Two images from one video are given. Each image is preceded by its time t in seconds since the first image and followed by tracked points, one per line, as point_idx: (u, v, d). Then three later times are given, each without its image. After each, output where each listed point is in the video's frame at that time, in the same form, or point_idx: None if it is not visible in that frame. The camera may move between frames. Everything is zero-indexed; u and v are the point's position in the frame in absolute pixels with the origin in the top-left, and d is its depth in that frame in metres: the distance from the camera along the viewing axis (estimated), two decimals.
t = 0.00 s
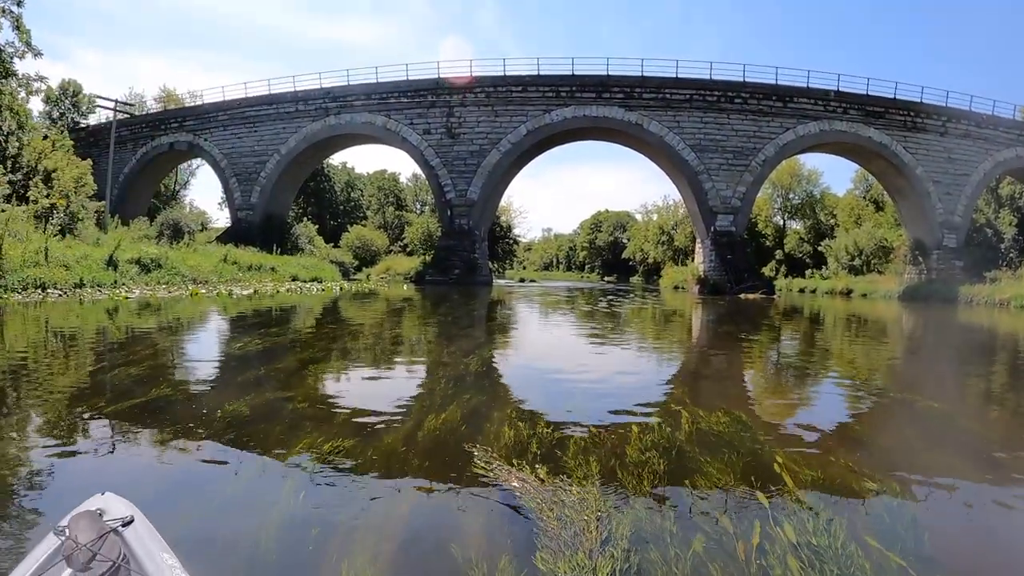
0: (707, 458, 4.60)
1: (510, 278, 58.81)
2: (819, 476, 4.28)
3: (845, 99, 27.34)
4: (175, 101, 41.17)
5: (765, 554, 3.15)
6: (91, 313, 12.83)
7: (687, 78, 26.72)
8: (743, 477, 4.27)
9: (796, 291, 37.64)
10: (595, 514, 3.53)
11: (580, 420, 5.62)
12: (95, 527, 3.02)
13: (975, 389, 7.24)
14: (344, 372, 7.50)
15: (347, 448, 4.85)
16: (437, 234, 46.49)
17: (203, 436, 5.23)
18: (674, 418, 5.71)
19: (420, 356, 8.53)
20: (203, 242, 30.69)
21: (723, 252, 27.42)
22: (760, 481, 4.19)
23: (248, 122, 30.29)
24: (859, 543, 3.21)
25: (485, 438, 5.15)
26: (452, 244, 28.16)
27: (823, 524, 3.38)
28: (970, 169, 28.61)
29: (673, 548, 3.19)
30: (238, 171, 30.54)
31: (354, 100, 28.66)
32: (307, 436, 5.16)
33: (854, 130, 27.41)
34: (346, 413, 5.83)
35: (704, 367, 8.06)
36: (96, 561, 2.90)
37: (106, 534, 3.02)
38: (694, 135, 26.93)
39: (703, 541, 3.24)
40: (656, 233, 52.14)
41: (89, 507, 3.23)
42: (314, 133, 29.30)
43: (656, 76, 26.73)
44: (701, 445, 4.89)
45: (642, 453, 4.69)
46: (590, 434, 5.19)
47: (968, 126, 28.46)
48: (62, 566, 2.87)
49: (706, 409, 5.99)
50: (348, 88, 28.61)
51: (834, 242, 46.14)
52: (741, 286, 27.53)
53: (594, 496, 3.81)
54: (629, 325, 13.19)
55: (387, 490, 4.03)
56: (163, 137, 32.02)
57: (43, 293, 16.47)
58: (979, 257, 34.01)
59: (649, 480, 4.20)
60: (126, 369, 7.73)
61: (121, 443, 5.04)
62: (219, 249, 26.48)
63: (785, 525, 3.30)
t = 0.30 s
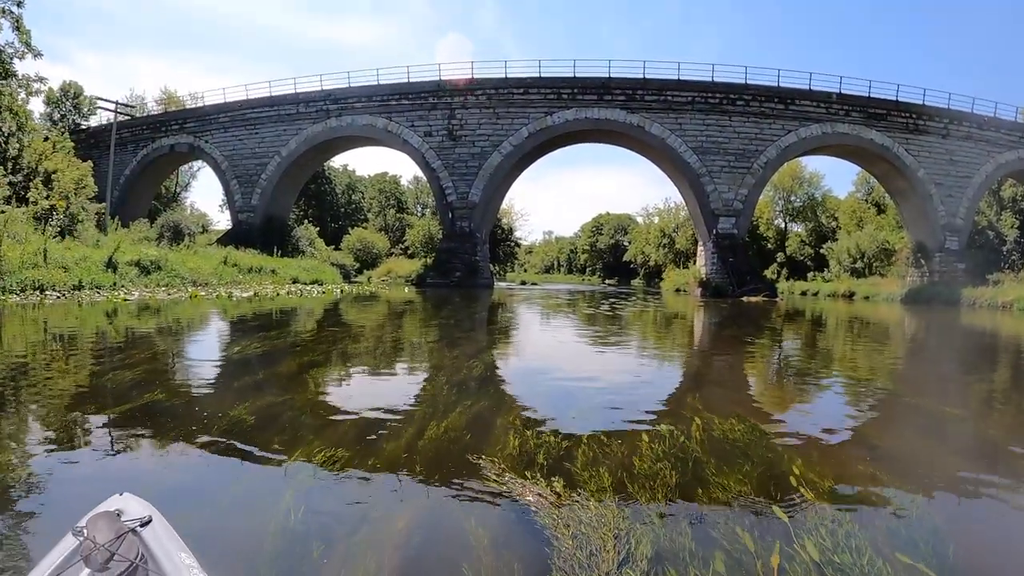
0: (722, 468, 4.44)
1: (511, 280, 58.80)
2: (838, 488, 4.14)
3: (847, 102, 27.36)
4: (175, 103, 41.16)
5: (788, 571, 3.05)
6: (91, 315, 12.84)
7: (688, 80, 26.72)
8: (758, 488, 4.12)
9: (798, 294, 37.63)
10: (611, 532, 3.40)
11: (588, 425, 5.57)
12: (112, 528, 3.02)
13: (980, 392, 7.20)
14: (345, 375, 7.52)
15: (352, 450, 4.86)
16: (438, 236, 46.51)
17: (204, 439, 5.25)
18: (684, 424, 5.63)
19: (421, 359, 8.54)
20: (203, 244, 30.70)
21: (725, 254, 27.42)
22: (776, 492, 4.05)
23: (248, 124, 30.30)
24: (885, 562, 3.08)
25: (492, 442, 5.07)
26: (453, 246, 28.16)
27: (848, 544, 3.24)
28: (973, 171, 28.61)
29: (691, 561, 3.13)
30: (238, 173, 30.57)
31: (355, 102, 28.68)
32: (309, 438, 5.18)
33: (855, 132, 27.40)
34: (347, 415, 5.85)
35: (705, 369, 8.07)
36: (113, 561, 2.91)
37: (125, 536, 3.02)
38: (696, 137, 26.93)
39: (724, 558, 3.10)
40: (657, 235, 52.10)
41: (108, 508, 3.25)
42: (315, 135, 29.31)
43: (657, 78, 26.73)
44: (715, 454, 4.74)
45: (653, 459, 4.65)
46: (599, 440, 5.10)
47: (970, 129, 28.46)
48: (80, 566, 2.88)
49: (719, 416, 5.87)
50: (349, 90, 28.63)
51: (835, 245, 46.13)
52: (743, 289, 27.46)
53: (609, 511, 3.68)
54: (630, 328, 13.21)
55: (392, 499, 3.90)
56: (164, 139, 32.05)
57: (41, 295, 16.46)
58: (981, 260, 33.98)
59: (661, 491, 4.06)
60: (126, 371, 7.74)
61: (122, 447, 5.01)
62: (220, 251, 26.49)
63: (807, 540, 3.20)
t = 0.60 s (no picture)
0: (736, 475, 4.36)
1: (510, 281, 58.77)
2: (854, 493, 4.06)
3: (846, 101, 27.38)
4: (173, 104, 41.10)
5: None
6: (87, 316, 12.81)
7: (688, 79, 26.73)
8: (776, 496, 3.99)
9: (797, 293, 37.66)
10: (628, 551, 3.18)
11: (592, 423, 5.56)
12: (121, 528, 3.02)
13: (982, 390, 7.20)
14: (344, 376, 7.52)
15: (354, 451, 4.84)
16: (437, 237, 46.49)
17: (203, 440, 5.24)
18: (688, 425, 5.60)
19: (421, 359, 8.54)
20: (201, 245, 30.69)
21: (725, 254, 27.44)
22: (797, 501, 3.88)
23: (246, 125, 30.28)
24: None
25: (497, 444, 5.03)
26: (452, 247, 28.14)
27: (875, 560, 3.09)
28: (972, 170, 28.63)
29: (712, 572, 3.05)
30: (236, 173, 30.55)
31: (353, 102, 28.68)
32: (309, 439, 5.17)
33: (855, 131, 27.42)
34: (347, 417, 5.84)
35: (706, 369, 8.06)
36: (121, 562, 2.89)
37: (133, 536, 3.02)
38: (695, 137, 26.93)
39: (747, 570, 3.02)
40: (656, 236, 52.07)
41: (116, 508, 3.25)
42: (313, 135, 29.29)
43: (657, 78, 26.75)
44: (728, 460, 4.65)
45: (665, 462, 4.59)
46: (607, 443, 5.00)
47: (970, 127, 28.48)
48: (88, 566, 2.87)
49: (731, 418, 5.78)
50: (347, 91, 28.61)
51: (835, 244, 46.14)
52: (744, 288, 27.45)
53: (625, 526, 3.45)
54: (629, 327, 13.20)
55: (394, 517, 3.66)
56: (161, 140, 32.02)
57: (37, 296, 16.43)
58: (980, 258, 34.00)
59: (677, 504, 3.87)
60: (123, 373, 7.73)
61: (120, 448, 5.00)
62: (217, 253, 26.46)
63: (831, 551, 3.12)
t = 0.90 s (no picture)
0: (745, 490, 4.26)
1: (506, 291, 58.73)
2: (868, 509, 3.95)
3: (843, 110, 27.48)
4: (170, 113, 41.16)
5: None
6: (81, 326, 12.76)
7: (685, 90, 26.82)
8: (793, 515, 3.84)
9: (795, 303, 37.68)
10: None
11: (590, 436, 5.56)
12: (126, 540, 3.02)
13: (981, 400, 7.19)
14: (340, 388, 7.49)
15: (351, 465, 4.80)
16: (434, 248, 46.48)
17: (199, 451, 5.23)
18: (690, 438, 5.53)
19: (417, 371, 8.52)
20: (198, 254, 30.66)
21: (722, 264, 27.47)
22: (815, 521, 3.73)
23: (244, 134, 30.31)
24: None
25: (497, 461, 4.97)
26: (450, 257, 28.10)
27: None
28: (969, 179, 28.74)
29: None
30: (233, 183, 30.54)
31: (351, 112, 28.72)
32: (306, 453, 5.14)
33: (852, 141, 27.51)
34: (344, 430, 5.81)
35: (704, 380, 8.04)
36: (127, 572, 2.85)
37: (138, 547, 2.99)
38: (692, 146, 27.00)
39: None
40: (653, 245, 52.08)
41: (122, 519, 3.24)
42: (310, 145, 29.31)
43: (654, 89, 26.85)
44: (737, 476, 4.54)
45: (672, 477, 4.50)
46: (612, 460, 4.92)
47: (966, 136, 28.60)
48: None
49: (733, 431, 5.71)
50: (345, 101, 28.66)
51: (832, 253, 46.21)
52: (741, 298, 27.47)
53: (638, 555, 3.26)
54: (625, 339, 13.20)
55: (396, 545, 3.44)
56: (159, 148, 32.04)
57: (31, 305, 16.37)
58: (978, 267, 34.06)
59: (693, 525, 3.70)
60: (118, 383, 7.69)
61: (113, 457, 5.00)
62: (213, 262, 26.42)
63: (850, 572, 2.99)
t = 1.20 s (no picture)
0: (751, 520, 4.18)
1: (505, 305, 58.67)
2: (881, 541, 3.85)
3: (843, 130, 27.61)
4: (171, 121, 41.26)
5: None
6: (76, 334, 12.68)
7: (685, 108, 26.93)
8: (802, 546, 3.79)
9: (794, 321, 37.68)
10: None
11: (588, 456, 5.54)
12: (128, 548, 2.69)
13: (981, 420, 7.14)
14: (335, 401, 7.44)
15: (347, 485, 4.74)
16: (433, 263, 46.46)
17: (191, 463, 5.18)
18: (690, 460, 5.47)
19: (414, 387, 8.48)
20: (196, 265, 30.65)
21: (721, 283, 27.51)
22: (830, 552, 3.69)
23: (245, 145, 30.37)
24: None
25: (495, 485, 4.92)
26: (450, 273, 28.07)
27: None
28: (968, 199, 28.87)
29: None
30: (232, 194, 30.57)
31: (352, 126, 28.80)
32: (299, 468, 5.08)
33: (851, 160, 27.64)
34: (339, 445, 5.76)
35: (702, 399, 8.00)
36: None
37: (141, 556, 2.68)
38: (692, 164, 27.08)
39: None
40: (652, 263, 51.83)
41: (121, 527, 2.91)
42: (311, 158, 29.37)
43: (654, 107, 26.97)
44: (746, 504, 4.44)
45: (677, 506, 4.43)
46: (614, 486, 4.85)
47: (965, 156, 28.75)
48: None
49: (733, 452, 5.66)
50: (346, 114, 28.75)
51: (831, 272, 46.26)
52: (740, 318, 27.51)
53: None
54: (623, 356, 13.15)
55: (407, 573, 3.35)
56: (160, 157, 32.09)
57: (26, 310, 16.31)
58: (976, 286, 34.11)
59: (703, 560, 3.60)
60: (112, 392, 7.63)
61: (104, 466, 4.97)
62: (211, 273, 26.38)
63: None
